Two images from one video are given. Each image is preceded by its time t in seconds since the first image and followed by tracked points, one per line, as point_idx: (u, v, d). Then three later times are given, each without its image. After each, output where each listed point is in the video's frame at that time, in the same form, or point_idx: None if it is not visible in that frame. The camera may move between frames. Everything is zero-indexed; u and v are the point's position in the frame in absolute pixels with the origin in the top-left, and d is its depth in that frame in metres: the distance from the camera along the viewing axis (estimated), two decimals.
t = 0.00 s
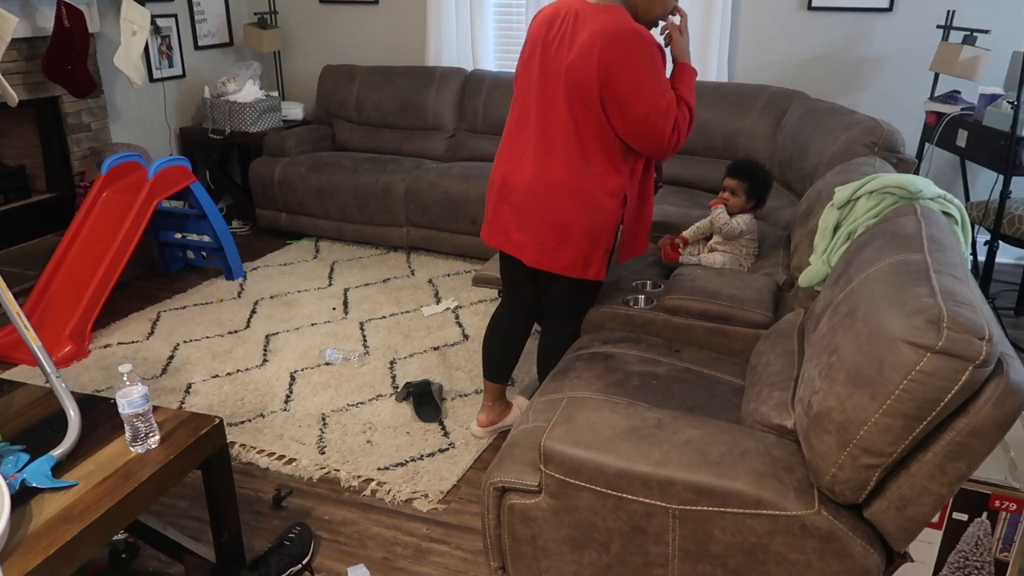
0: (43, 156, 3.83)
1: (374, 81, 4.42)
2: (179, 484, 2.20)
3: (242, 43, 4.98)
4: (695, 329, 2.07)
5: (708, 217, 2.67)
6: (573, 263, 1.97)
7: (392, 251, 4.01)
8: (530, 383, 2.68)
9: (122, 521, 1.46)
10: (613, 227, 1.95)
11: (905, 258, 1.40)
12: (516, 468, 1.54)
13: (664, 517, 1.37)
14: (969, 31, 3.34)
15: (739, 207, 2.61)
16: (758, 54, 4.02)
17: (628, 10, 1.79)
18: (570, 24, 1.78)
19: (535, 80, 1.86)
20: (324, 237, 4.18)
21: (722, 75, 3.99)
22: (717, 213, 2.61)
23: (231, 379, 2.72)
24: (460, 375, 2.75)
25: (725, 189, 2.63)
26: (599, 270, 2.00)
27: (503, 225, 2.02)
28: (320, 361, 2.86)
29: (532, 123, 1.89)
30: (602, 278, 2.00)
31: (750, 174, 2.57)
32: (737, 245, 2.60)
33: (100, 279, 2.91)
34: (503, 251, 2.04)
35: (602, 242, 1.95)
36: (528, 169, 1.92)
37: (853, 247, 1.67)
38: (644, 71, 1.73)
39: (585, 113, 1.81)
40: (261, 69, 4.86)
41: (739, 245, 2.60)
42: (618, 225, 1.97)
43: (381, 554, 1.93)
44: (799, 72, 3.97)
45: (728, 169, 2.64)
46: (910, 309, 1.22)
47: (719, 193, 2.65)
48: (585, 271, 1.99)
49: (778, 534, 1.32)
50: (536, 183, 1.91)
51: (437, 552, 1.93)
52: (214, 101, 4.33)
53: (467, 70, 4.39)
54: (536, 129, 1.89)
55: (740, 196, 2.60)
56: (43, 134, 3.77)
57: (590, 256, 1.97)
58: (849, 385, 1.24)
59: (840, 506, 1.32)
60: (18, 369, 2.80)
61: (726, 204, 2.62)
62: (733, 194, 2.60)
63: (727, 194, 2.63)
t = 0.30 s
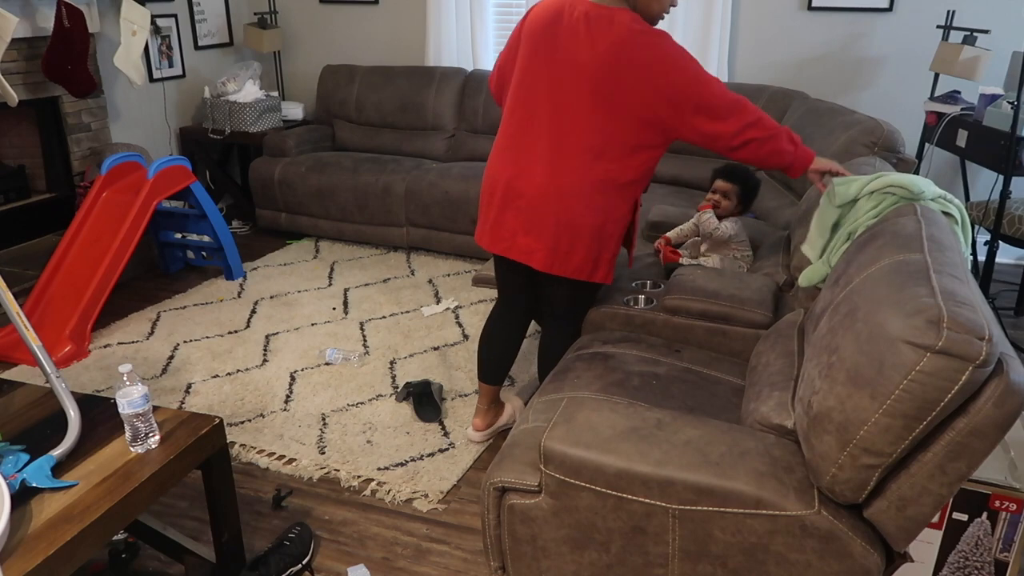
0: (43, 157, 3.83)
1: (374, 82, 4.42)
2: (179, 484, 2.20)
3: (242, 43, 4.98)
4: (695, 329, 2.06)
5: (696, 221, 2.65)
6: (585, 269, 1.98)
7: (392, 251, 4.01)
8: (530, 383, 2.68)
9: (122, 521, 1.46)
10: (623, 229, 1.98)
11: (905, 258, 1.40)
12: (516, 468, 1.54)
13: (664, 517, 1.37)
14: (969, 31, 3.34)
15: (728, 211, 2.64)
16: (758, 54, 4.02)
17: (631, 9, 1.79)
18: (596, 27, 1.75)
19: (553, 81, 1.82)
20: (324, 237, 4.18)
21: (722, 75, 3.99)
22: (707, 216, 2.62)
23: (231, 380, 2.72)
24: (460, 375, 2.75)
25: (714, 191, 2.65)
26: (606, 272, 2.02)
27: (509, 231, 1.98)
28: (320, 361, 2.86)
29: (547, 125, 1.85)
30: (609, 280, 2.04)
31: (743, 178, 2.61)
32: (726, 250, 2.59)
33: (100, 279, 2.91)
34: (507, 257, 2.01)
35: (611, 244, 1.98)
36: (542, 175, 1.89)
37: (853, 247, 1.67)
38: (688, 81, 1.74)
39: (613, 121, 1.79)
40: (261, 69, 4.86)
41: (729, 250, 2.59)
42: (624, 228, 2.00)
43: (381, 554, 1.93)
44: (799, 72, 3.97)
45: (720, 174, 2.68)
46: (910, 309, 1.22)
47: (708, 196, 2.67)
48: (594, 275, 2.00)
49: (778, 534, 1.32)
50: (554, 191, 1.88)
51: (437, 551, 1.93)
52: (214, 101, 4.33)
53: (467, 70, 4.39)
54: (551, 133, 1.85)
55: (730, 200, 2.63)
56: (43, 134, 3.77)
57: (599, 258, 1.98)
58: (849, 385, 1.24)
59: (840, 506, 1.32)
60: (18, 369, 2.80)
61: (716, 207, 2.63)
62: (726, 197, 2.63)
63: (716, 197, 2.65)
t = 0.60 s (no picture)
0: (43, 157, 3.83)
1: (374, 82, 4.42)
2: (179, 484, 2.20)
3: (242, 43, 4.98)
4: (695, 328, 2.07)
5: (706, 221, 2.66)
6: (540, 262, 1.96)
7: (392, 251, 4.01)
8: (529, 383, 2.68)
9: (122, 521, 1.46)
10: (574, 218, 1.92)
11: (905, 258, 1.40)
12: (516, 468, 1.54)
13: (664, 517, 1.37)
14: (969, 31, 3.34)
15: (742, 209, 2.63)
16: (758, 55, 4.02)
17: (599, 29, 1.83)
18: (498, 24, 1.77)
19: (470, 80, 1.87)
20: (324, 237, 4.18)
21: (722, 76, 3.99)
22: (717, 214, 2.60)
23: (231, 380, 2.72)
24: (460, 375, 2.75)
25: (727, 191, 2.65)
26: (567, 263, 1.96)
27: (465, 232, 2.03)
28: (320, 361, 2.86)
29: (480, 126, 1.89)
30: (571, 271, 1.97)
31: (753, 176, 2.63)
32: (737, 249, 2.60)
33: (100, 278, 2.91)
34: (469, 258, 2.05)
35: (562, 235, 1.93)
36: (480, 174, 1.93)
37: (853, 247, 1.67)
38: (569, 57, 1.65)
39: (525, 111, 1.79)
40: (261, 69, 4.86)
41: (739, 249, 2.60)
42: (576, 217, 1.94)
43: (381, 554, 1.93)
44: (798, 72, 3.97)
45: (731, 174, 2.69)
46: (910, 308, 1.22)
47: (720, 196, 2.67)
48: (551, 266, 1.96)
49: (778, 534, 1.32)
50: (493, 188, 1.91)
51: (437, 551, 1.93)
52: (214, 101, 4.33)
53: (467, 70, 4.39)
54: (479, 131, 1.89)
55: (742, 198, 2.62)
56: (43, 134, 3.77)
57: (551, 250, 1.94)
58: (849, 385, 1.24)
59: (840, 506, 1.32)
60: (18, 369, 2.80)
61: (728, 206, 2.62)
62: (738, 196, 2.62)
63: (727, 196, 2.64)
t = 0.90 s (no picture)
0: (43, 157, 3.83)
1: (374, 82, 4.42)
2: (179, 484, 2.20)
3: (242, 43, 4.98)
4: (695, 328, 2.07)
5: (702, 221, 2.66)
6: (441, 243, 1.88)
7: (392, 251, 4.01)
8: (529, 383, 2.68)
9: (122, 521, 1.46)
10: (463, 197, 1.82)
11: (906, 258, 1.40)
12: (515, 468, 1.54)
13: (664, 517, 1.37)
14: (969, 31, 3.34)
15: (732, 206, 2.66)
16: (758, 55, 4.02)
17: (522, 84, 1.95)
18: None
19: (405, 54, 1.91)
20: (324, 237, 4.18)
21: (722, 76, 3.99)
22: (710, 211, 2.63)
23: (231, 379, 2.72)
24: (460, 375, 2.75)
25: (715, 189, 2.67)
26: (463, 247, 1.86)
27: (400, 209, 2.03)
28: (320, 361, 2.86)
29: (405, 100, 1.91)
30: (467, 255, 1.86)
31: (738, 170, 2.65)
32: (731, 244, 2.60)
33: (100, 278, 2.91)
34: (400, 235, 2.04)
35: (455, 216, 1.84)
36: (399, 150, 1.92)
37: (853, 247, 1.67)
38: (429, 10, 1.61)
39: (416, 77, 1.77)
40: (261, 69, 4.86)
41: (735, 245, 2.60)
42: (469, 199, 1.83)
43: (381, 554, 1.93)
44: (799, 72, 3.97)
45: (721, 170, 2.68)
46: (910, 309, 1.22)
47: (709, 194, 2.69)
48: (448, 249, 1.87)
49: (778, 534, 1.32)
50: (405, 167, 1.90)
51: (437, 551, 1.93)
52: (214, 101, 4.33)
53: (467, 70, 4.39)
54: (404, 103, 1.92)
55: (731, 194, 2.65)
56: (43, 134, 3.77)
57: (446, 230, 1.86)
58: (849, 385, 1.24)
59: (840, 506, 1.32)
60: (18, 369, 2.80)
61: (718, 203, 2.65)
62: (726, 193, 2.65)
63: (717, 193, 2.66)
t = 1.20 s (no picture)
0: (43, 157, 3.83)
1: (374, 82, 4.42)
2: (178, 484, 2.20)
3: (242, 43, 4.98)
4: (695, 328, 2.07)
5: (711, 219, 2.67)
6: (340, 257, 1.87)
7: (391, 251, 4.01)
8: (529, 384, 2.68)
9: (122, 522, 1.46)
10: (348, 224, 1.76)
11: (906, 258, 1.40)
12: (515, 468, 1.54)
13: (664, 517, 1.37)
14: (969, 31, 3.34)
15: (742, 206, 2.65)
16: (758, 55, 4.02)
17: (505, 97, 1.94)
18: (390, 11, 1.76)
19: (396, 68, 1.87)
20: (324, 237, 4.18)
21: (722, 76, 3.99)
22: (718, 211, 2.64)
23: (231, 380, 2.72)
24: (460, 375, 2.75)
25: (726, 188, 2.67)
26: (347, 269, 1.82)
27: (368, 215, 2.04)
28: (320, 361, 2.86)
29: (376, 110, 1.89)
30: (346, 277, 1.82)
31: (749, 170, 2.65)
32: (738, 245, 2.60)
33: (100, 278, 2.90)
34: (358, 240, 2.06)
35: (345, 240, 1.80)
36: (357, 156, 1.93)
37: (853, 247, 1.67)
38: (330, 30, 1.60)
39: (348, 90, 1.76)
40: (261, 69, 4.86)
41: (740, 245, 2.60)
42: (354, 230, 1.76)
43: (381, 554, 1.93)
44: (798, 72, 3.97)
45: (733, 169, 2.68)
46: (910, 309, 1.22)
47: (721, 193, 2.70)
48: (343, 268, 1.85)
49: (778, 534, 1.32)
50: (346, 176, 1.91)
51: (437, 552, 1.93)
52: (214, 101, 4.33)
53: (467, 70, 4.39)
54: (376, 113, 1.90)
55: (743, 194, 2.64)
56: (44, 134, 3.77)
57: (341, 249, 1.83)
58: (849, 385, 1.24)
59: (840, 506, 1.32)
60: (18, 369, 2.80)
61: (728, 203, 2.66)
62: (737, 193, 2.64)
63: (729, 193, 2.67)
